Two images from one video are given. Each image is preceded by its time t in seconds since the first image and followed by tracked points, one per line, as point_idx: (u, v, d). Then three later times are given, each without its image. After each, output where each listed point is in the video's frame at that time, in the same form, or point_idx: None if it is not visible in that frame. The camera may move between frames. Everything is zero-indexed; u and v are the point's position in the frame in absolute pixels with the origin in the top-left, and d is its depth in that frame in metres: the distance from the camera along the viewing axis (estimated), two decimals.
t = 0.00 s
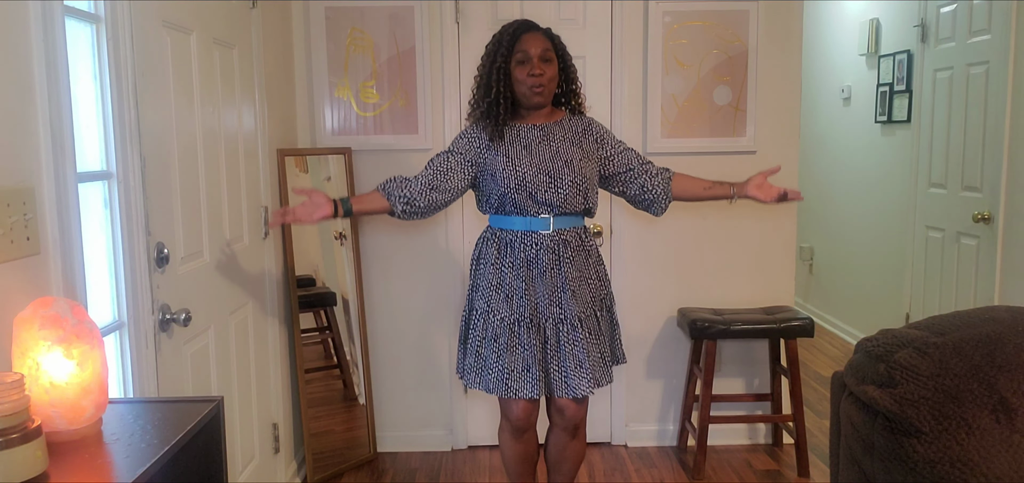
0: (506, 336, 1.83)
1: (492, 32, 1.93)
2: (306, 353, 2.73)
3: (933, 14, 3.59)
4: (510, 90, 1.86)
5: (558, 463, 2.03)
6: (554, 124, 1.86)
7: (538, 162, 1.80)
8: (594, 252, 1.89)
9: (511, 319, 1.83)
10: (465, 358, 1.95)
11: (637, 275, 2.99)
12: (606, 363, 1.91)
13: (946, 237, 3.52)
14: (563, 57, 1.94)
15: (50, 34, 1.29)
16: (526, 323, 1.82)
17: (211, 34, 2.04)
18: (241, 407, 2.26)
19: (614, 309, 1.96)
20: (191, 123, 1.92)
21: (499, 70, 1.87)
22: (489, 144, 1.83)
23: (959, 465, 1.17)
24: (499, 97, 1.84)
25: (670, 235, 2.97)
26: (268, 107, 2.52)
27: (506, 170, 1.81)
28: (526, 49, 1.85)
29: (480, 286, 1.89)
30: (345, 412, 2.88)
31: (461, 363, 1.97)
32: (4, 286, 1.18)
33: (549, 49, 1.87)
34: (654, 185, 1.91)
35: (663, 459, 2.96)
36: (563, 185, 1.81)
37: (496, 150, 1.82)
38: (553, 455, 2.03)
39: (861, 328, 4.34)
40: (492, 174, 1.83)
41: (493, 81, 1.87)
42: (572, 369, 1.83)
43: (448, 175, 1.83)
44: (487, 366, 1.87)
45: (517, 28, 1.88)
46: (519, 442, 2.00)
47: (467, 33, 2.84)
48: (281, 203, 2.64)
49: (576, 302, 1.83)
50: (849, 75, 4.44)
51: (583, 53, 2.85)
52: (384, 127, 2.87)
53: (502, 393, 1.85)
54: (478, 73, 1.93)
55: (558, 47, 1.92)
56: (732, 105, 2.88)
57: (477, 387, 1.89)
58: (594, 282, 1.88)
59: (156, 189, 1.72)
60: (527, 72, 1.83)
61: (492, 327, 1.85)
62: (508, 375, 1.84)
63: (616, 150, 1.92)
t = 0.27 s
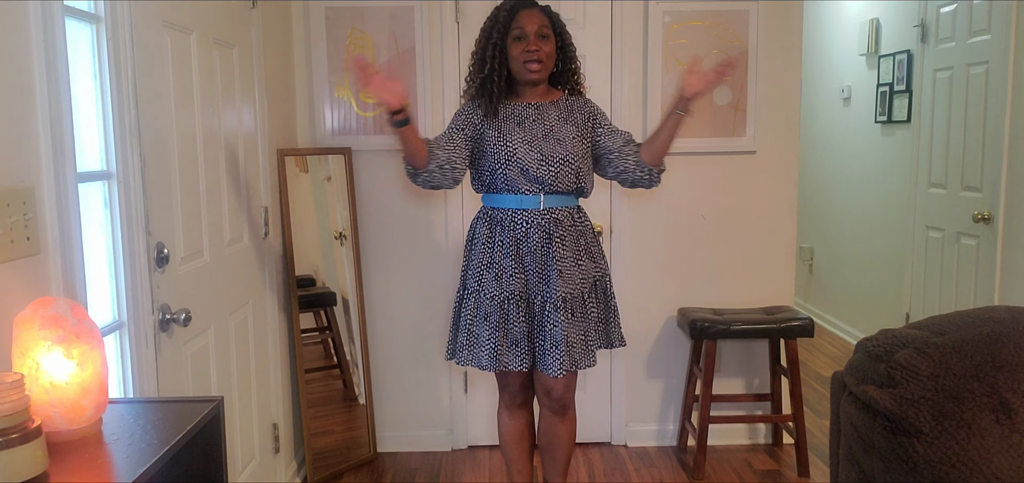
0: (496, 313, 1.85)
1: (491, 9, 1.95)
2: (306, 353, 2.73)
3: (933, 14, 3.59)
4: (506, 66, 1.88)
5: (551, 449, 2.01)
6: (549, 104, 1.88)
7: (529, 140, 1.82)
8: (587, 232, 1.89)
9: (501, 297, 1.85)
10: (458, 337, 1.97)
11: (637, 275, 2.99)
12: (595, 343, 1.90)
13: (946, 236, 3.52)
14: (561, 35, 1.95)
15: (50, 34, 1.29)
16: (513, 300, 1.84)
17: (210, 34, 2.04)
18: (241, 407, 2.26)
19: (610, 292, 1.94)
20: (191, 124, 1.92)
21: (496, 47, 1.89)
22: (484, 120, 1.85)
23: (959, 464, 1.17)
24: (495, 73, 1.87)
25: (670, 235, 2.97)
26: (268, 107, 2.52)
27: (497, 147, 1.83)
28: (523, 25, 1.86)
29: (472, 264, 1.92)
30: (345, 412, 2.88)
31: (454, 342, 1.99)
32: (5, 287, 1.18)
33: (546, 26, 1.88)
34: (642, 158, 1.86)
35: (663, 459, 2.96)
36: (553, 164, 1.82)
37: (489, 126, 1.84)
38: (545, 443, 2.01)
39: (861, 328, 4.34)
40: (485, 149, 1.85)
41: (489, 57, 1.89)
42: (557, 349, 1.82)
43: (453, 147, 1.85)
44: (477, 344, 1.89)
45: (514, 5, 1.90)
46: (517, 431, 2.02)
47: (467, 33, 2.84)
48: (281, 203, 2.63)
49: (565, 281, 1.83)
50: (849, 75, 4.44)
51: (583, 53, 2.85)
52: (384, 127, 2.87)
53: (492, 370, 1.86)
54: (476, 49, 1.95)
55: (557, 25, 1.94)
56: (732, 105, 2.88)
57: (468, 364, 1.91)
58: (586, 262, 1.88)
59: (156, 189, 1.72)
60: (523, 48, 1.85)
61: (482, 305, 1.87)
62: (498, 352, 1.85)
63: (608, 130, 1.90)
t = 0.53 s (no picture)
0: (493, 316, 1.85)
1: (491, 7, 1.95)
2: (306, 353, 2.73)
3: (933, 14, 3.59)
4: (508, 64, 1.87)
5: (547, 447, 2.01)
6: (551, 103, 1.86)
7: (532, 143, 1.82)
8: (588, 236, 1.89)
9: (499, 299, 1.85)
10: (455, 338, 1.97)
11: (637, 275, 2.99)
12: (592, 348, 1.90)
13: (946, 236, 3.52)
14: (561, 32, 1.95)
15: (50, 33, 1.29)
16: (511, 303, 1.84)
17: (210, 34, 2.04)
18: (241, 406, 2.26)
19: (608, 298, 1.93)
20: (191, 124, 1.92)
21: (496, 45, 1.89)
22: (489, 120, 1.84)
23: (959, 465, 1.16)
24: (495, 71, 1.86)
25: (669, 235, 2.97)
26: (268, 107, 2.52)
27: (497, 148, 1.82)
28: (522, 23, 1.86)
29: (472, 265, 1.92)
30: (345, 412, 2.88)
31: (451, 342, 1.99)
32: (4, 287, 1.18)
33: (546, 23, 1.88)
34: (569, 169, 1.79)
35: (663, 459, 2.96)
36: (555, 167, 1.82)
37: (489, 126, 1.83)
38: (541, 441, 2.01)
39: (861, 328, 4.34)
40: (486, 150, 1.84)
41: (489, 55, 1.89)
42: (553, 353, 1.83)
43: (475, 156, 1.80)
44: (473, 345, 1.89)
45: (514, 3, 1.90)
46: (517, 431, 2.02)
47: (467, 33, 2.84)
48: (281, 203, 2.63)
49: (563, 286, 1.83)
50: (849, 75, 4.44)
51: (583, 53, 2.85)
52: (384, 127, 2.87)
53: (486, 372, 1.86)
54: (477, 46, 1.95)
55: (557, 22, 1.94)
56: (732, 105, 2.88)
57: (463, 365, 1.91)
58: (585, 266, 1.87)
59: (156, 189, 1.72)
60: (522, 45, 1.84)
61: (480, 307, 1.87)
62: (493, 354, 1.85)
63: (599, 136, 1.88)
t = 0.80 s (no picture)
0: (496, 327, 1.86)
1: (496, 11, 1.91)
2: (306, 353, 2.73)
3: (933, 14, 3.59)
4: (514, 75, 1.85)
5: (551, 446, 2.03)
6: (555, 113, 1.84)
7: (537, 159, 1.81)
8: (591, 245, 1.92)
9: (502, 311, 1.86)
10: (458, 345, 1.99)
11: (637, 275, 2.99)
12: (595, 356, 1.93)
13: (946, 237, 3.52)
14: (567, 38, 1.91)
15: (50, 33, 1.29)
16: (515, 316, 1.85)
17: (210, 34, 2.04)
18: (241, 406, 2.26)
19: (609, 305, 1.96)
20: (191, 123, 1.92)
21: (502, 55, 1.85)
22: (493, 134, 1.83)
23: (959, 465, 1.16)
24: (501, 82, 1.84)
25: (669, 235, 2.97)
26: (268, 107, 2.52)
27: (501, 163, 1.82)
28: (528, 33, 1.82)
29: (475, 275, 1.93)
30: (345, 412, 2.88)
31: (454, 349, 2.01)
32: (4, 287, 1.18)
33: (552, 32, 1.84)
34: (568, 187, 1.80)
35: (663, 459, 2.96)
36: (558, 183, 1.82)
37: (494, 138, 1.83)
38: (545, 441, 2.03)
39: (861, 328, 4.34)
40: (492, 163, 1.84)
41: (493, 64, 1.86)
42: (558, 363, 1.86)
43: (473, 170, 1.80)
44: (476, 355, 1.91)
45: (520, 10, 1.85)
46: (517, 432, 2.01)
47: (467, 33, 2.84)
48: (281, 203, 2.63)
49: (568, 297, 1.84)
50: (849, 75, 4.44)
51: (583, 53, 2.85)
52: (384, 127, 2.87)
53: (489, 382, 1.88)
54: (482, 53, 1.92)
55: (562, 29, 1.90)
56: (732, 105, 2.88)
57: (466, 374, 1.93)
58: (588, 276, 1.90)
59: (156, 189, 1.72)
60: (527, 57, 1.81)
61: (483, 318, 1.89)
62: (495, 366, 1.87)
63: (602, 150, 1.87)
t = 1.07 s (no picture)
0: (496, 347, 1.89)
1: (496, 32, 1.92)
2: (306, 353, 2.73)
3: (933, 15, 3.59)
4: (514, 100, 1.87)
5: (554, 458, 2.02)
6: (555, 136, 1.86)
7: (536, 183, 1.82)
8: (592, 264, 1.92)
9: (502, 331, 1.88)
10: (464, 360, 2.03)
11: (637, 275, 2.99)
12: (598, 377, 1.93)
13: (946, 237, 3.52)
14: (567, 60, 1.92)
15: (50, 33, 1.29)
16: (514, 337, 1.86)
17: (210, 33, 2.04)
18: (240, 406, 2.26)
19: (613, 317, 1.99)
20: (191, 123, 1.92)
21: (502, 79, 1.87)
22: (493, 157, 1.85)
23: (959, 464, 1.17)
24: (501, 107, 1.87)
25: (669, 235, 2.97)
26: (268, 107, 2.52)
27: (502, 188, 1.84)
28: (529, 58, 1.84)
29: (478, 294, 1.95)
30: (345, 412, 2.88)
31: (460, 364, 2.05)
32: (4, 286, 1.18)
33: (552, 57, 1.86)
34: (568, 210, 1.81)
35: (663, 459, 2.96)
36: (558, 207, 1.83)
37: (493, 163, 1.85)
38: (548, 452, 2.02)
39: (861, 328, 4.34)
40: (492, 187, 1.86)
41: (494, 89, 1.88)
42: (558, 386, 1.85)
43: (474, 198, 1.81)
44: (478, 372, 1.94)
45: (519, 34, 1.86)
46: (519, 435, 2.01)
47: (467, 33, 2.84)
48: (281, 203, 2.63)
49: (566, 318, 1.84)
50: (849, 76, 4.44)
51: (583, 53, 2.85)
52: (384, 127, 2.88)
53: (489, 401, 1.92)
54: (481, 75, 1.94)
55: (562, 51, 1.91)
56: (732, 105, 2.88)
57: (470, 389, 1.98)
58: (589, 295, 1.89)
59: (156, 189, 1.72)
60: (528, 84, 1.83)
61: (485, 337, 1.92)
62: (495, 385, 1.90)
63: (601, 173, 1.88)
